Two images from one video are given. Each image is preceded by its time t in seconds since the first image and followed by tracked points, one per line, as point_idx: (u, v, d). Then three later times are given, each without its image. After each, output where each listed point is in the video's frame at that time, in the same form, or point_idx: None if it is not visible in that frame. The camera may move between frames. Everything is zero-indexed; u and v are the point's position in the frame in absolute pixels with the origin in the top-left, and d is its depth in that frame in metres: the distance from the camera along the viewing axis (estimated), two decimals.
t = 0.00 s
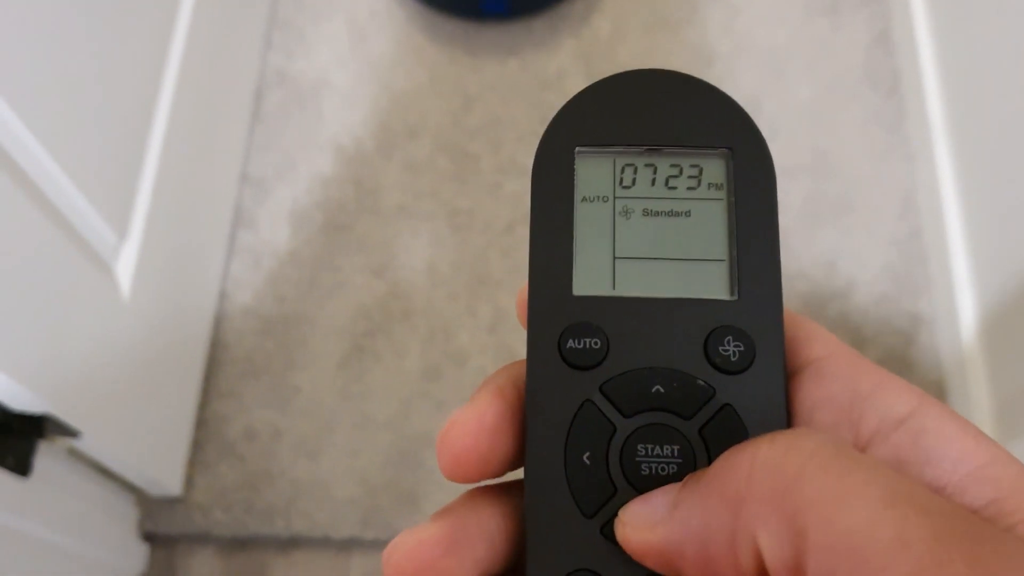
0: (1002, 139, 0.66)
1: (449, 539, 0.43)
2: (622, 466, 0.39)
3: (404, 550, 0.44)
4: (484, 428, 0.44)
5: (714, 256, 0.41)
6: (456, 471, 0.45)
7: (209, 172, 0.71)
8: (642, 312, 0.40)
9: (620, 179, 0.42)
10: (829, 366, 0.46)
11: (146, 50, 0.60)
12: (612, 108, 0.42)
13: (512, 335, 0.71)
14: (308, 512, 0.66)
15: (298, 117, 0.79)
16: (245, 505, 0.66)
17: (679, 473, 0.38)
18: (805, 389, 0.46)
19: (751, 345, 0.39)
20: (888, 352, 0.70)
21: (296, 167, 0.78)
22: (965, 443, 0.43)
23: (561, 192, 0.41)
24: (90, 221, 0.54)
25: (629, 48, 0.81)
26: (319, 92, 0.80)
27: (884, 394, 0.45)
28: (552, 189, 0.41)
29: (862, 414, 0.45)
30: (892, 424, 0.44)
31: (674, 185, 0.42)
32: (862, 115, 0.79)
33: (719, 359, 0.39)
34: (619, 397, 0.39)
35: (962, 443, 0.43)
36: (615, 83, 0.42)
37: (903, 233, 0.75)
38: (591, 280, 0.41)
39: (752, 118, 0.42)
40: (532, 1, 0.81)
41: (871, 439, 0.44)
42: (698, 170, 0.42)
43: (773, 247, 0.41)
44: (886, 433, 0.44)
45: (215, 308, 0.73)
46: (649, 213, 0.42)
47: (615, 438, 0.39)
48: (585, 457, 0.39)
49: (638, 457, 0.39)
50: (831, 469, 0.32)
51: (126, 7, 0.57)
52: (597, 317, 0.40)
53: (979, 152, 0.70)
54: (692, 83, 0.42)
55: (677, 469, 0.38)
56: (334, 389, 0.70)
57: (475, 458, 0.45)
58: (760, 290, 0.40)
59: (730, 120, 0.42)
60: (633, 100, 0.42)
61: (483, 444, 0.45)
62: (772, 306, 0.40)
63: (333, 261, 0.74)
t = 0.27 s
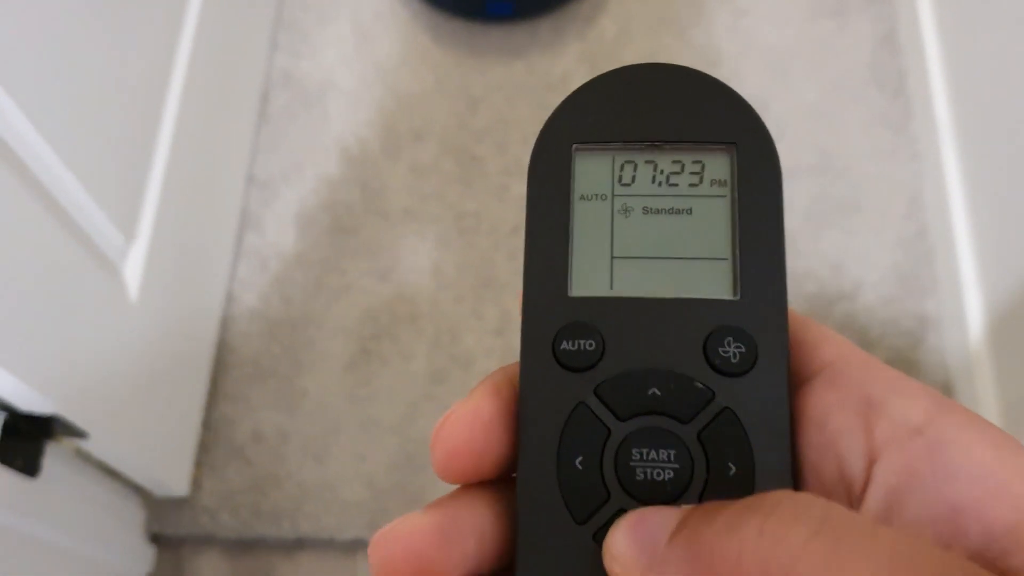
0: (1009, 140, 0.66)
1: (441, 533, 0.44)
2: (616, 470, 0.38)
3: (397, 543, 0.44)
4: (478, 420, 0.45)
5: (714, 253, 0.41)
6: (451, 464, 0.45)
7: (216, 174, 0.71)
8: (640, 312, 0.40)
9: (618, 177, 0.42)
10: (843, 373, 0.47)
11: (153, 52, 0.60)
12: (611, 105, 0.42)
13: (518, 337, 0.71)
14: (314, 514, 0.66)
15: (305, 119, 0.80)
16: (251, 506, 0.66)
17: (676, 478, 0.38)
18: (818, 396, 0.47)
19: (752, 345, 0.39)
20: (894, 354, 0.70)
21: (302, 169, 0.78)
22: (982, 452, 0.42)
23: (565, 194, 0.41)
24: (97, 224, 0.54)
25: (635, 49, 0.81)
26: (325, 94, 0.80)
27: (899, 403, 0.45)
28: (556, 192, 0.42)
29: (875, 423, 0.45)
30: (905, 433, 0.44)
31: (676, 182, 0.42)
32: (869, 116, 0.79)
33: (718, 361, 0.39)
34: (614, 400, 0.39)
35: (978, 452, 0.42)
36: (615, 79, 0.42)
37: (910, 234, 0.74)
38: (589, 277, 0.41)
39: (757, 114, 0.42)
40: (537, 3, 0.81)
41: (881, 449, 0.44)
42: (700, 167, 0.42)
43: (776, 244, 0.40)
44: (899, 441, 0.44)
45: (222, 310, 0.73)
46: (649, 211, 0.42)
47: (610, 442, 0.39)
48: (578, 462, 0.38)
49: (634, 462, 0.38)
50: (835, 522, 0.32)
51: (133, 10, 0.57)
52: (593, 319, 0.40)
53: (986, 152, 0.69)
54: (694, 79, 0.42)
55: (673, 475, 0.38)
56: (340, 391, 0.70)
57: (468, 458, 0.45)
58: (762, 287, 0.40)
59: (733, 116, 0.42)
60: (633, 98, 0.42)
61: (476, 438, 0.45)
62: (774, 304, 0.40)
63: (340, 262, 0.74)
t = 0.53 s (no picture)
0: (1010, 139, 0.66)
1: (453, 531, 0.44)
2: (627, 468, 0.38)
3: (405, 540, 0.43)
4: (487, 425, 0.45)
5: (725, 258, 0.41)
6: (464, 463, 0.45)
7: (217, 169, 0.71)
8: (651, 310, 0.40)
9: (629, 181, 0.42)
10: (850, 375, 0.46)
11: (155, 47, 0.60)
12: (622, 109, 0.42)
13: (520, 332, 0.71)
14: (316, 509, 0.66)
15: (306, 114, 0.79)
16: (253, 501, 0.66)
17: (687, 475, 0.38)
18: (826, 398, 0.46)
19: (760, 345, 0.39)
20: (895, 351, 0.70)
21: (303, 164, 0.78)
22: (992, 454, 0.43)
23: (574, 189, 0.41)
24: (99, 219, 0.54)
25: (637, 45, 0.81)
26: (327, 89, 0.80)
27: (908, 405, 0.45)
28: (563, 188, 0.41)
29: (885, 425, 0.45)
30: (916, 436, 0.44)
31: (686, 186, 0.42)
32: (871, 113, 0.79)
33: (728, 361, 0.39)
34: (625, 398, 0.39)
35: (987, 454, 0.43)
36: (626, 84, 0.42)
37: (912, 231, 0.74)
38: (599, 280, 0.41)
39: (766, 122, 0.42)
40: None
41: (891, 452, 0.44)
42: (709, 172, 0.42)
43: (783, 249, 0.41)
44: (910, 444, 0.44)
45: (223, 305, 0.73)
46: (659, 214, 0.42)
47: (621, 439, 0.39)
48: (589, 459, 0.38)
49: (645, 459, 0.38)
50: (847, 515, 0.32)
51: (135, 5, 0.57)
52: (604, 317, 0.40)
53: (988, 150, 0.69)
54: (704, 86, 0.42)
55: (684, 473, 0.38)
56: (342, 386, 0.70)
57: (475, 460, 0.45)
58: (772, 292, 0.40)
59: (743, 122, 0.42)
60: (644, 102, 0.42)
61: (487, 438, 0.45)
62: (781, 308, 0.40)
63: (341, 257, 0.74)
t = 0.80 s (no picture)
0: (1005, 142, 0.66)
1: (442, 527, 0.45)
2: (621, 484, 0.38)
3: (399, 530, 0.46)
4: (492, 436, 0.45)
5: (723, 290, 0.41)
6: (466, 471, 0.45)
7: (212, 175, 0.71)
8: (650, 336, 0.40)
9: (633, 212, 0.42)
10: (838, 390, 0.47)
11: (150, 54, 0.60)
12: (628, 143, 0.42)
13: (516, 338, 0.71)
14: (312, 514, 0.66)
15: (302, 119, 0.80)
16: (249, 507, 0.67)
17: (677, 492, 0.38)
18: (812, 412, 0.46)
19: (753, 374, 0.39)
20: (890, 355, 0.70)
21: (299, 169, 0.78)
22: (968, 467, 0.42)
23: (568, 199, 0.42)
24: (94, 225, 0.54)
25: (632, 50, 0.81)
26: (323, 95, 0.80)
27: (888, 418, 0.44)
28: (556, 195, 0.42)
29: (865, 436, 0.44)
30: (893, 447, 0.43)
31: (687, 220, 0.42)
32: (866, 118, 0.79)
33: (720, 385, 0.39)
34: (622, 417, 0.39)
35: (965, 467, 0.42)
36: (634, 122, 0.42)
37: (907, 235, 0.74)
38: (600, 307, 0.41)
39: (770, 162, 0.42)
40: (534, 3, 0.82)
41: (869, 463, 0.44)
42: (709, 207, 0.42)
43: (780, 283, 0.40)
44: (887, 455, 0.44)
45: (219, 311, 0.73)
46: (660, 245, 0.42)
47: (615, 457, 0.39)
48: (585, 474, 0.39)
49: (638, 475, 0.38)
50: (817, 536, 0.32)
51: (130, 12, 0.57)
52: (602, 338, 0.40)
53: (983, 154, 0.69)
54: (709, 126, 0.42)
55: (675, 489, 0.38)
56: (338, 391, 0.70)
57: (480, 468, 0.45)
58: (768, 325, 0.40)
59: (745, 159, 0.42)
60: (649, 136, 0.42)
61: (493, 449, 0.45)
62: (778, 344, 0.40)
63: (337, 263, 0.74)
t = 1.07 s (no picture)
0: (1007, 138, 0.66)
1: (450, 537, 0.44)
2: (630, 478, 0.38)
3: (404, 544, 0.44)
4: (489, 433, 0.44)
5: (723, 267, 0.41)
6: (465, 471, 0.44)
7: (212, 170, 0.71)
8: (652, 321, 0.40)
9: (628, 190, 0.42)
10: (848, 382, 0.46)
11: (150, 48, 0.60)
12: (620, 117, 0.42)
13: (516, 332, 0.71)
14: (313, 510, 0.66)
15: (302, 114, 0.79)
16: (249, 502, 0.66)
17: (689, 485, 0.38)
18: (824, 406, 0.46)
19: (761, 355, 0.39)
20: (891, 350, 0.70)
21: (299, 164, 0.78)
22: (991, 458, 0.43)
23: (571, 191, 0.41)
24: (94, 221, 0.54)
25: (633, 45, 0.81)
26: (322, 89, 0.80)
27: (906, 410, 0.44)
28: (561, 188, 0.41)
29: (884, 430, 0.44)
30: (917, 440, 0.44)
31: (684, 195, 0.42)
32: (867, 113, 0.79)
33: (729, 372, 0.39)
34: (627, 408, 0.39)
35: (988, 458, 0.43)
36: (625, 92, 0.42)
37: (908, 231, 0.74)
38: (599, 289, 0.41)
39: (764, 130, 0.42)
40: None
41: (894, 457, 0.44)
42: (707, 181, 0.42)
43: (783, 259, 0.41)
44: (910, 449, 0.44)
45: (219, 306, 0.73)
46: (658, 223, 0.42)
47: (623, 449, 0.39)
48: (592, 468, 0.38)
49: (647, 469, 0.38)
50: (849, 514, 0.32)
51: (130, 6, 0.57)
52: (604, 327, 0.40)
53: (984, 150, 0.69)
54: (702, 93, 0.42)
55: (686, 482, 0.38)
56: (338, 387, 0.70)
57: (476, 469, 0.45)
58: (770, 300, 0.40)
59: (741, 129, 0.42)
60: (642, 109, 0.42)
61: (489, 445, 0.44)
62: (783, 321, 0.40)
63: (337, 258, 0.74)
